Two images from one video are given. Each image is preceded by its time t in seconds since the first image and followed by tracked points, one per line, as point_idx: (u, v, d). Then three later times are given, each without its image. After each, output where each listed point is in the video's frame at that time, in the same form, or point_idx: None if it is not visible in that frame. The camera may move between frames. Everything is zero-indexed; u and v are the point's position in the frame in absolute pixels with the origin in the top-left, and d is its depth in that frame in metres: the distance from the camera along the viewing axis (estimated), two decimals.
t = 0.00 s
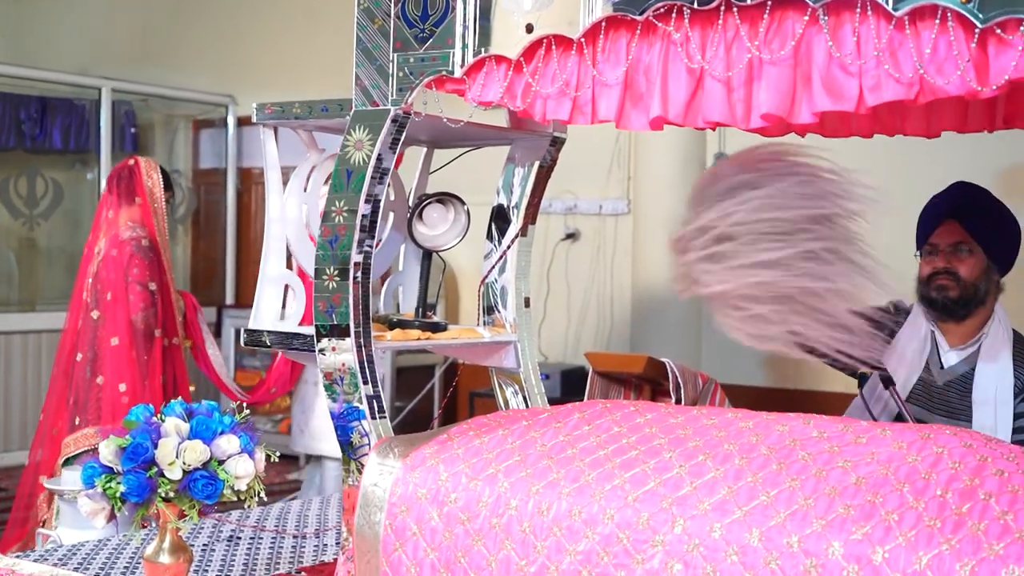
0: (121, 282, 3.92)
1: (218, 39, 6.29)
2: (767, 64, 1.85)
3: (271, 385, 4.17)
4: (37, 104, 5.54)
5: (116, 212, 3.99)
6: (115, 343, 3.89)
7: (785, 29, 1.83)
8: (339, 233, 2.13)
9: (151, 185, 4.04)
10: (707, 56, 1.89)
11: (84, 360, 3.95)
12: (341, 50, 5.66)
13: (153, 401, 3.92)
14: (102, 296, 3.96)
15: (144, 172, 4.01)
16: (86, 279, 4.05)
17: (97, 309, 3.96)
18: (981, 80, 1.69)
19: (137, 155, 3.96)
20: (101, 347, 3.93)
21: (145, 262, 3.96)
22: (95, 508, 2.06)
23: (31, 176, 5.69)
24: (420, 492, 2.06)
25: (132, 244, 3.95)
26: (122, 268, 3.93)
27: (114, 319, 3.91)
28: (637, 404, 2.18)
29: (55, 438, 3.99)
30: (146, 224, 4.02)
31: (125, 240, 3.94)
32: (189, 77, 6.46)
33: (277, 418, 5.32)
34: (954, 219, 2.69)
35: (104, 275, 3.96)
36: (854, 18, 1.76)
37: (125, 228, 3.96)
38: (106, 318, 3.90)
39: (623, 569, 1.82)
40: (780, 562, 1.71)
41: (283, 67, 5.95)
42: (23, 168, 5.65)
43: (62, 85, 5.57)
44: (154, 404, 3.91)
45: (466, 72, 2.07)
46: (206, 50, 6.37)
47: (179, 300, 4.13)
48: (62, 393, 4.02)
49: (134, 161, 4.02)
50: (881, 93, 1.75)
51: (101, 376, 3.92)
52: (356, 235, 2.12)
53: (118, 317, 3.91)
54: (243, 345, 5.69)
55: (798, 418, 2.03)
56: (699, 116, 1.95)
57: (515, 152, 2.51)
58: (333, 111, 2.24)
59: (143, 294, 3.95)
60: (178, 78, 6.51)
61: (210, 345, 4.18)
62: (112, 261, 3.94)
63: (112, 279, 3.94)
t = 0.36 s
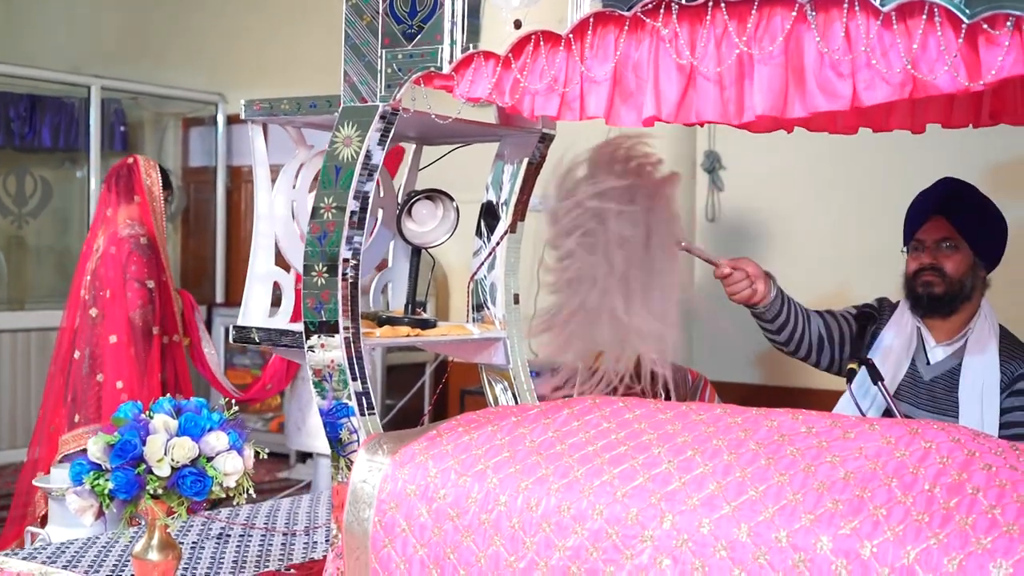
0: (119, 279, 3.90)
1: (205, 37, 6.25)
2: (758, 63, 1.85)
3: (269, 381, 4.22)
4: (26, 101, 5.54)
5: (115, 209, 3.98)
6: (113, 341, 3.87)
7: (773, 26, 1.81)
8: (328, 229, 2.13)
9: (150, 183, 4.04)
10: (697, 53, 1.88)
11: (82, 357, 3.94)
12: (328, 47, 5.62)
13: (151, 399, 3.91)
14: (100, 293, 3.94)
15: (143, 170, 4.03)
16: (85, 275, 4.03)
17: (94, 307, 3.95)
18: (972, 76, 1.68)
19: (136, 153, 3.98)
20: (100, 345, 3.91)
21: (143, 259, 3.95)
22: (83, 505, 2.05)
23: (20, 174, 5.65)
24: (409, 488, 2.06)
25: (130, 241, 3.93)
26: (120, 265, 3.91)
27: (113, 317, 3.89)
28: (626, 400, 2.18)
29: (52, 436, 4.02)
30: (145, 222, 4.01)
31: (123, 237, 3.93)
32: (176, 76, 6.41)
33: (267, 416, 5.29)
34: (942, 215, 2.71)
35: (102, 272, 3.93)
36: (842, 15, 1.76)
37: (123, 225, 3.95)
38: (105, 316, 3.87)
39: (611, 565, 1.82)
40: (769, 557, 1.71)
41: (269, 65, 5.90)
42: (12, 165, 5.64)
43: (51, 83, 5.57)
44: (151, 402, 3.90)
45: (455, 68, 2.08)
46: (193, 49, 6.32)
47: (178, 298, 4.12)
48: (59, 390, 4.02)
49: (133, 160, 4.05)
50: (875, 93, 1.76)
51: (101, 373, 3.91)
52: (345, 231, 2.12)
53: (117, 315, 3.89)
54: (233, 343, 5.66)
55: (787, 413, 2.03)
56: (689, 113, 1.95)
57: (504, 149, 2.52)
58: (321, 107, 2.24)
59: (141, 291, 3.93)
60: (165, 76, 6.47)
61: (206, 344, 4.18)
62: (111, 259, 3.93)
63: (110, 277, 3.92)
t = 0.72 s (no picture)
0: (123, 280, 3.92)
1: (194, 36, 6.23)
2: (751, 62, 1.85)
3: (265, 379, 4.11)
4: (15, 100, 5.52)
5: (117, 210, 3.97)
6: (117, 342, 3.88)
7: (761, 23, 1.81)
8: (317, 227, 2.13)
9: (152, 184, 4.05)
10: (689, 51, 1.88)
11: (86, 358, 3.94)
12: (318, 45, 5.61)
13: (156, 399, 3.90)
14: (104, 294, 3.95)
15: (145, 172, 4.03)
16: (86, 276, 4.03)
17: (98, 307, 3.96)
18: (959, 72, 1.69)
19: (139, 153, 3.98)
20: (104, 344, 3.94)
21: (147, 260, 3.96)
22: (71, 504, 2.04)
23: (10, 174, 5.61)
24: (398, 486, 2.06)
25: (134, 242, 3.93)
26: (123, 265, 3.92)
27: (116, 318, 3.91)
28: (615, 397, 2.17)
29: (51, 436, 3.96)
30: (147, 222, 3.99)
31: (127, 238, 3.93)
32: (165, 75, 6.40)
33: (257, 416, 5.31)
34: (924, 212, 2.71)
35: (105, 272, 3.95)
36: (829, 11, 1.76)
37: (127, 226, 3.94)
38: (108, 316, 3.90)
39: (600, 562, 1.82)
40: (757, 554, 1.71)
41: (259, 65, 5.89)
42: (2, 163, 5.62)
43: (39, 82, 5.56)
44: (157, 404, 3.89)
45: (444, 65, 2.08)
46: (182, 49, 6.30)
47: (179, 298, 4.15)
48: (58, 388, 4.00)
49: (136, 160, 4.04)
50: (861, 90, 1.76)
51: (106, 373, 3.93)
52: (334, 228, 2.12)
53: (120, 316, 3.90)
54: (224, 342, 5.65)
55: (774, 410, 2.03)
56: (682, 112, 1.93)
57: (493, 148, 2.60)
58: (309, 104, 2.25)
59: (144, 292, 3.94)
60: (154, 76, 6.45)
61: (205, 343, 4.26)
62: (115, 259, 3.93)
63: (114, 277, 3.93)
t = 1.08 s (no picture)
0: (133, 283, 3.89)
1: (184, 36, 6.22)
2: (732, 58, 1.84)
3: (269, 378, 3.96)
4: (3, 99, 5.48)
5: (125, 212, 3.96)
6: (125, 345, 3.86)
7: (749, 21, 1.82)
8: (305, 226, 2.13)
9: (160, 187, 4.06)
10: (674, 49, 1.87)
11: (93, 360, 3.90)
12: (309, 44, 5.60)
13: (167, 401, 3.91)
14: (113, 297, 3.91)
15: (153, 174, 4.04)
16: (92, 279, 3.99)
17: (106, 310, 3.92)
18: (943, 71, 1.69)
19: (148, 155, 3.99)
20: (112, 348, 3.89)
21: (156, 264, 3.95)
22: (58, 504, 2.03)
23: None
24: (385, 485, 2.06)
25: (143, 245, 3.94)
26: (134, 270, 3.89)
27: (125, 322, 3.88)
28: (602, 397, 2.18)
29: (53, 436, 3.90)
30: (156, 225, 4.02)
31: (136, 241, 3.93)
32: (155, 75, 6.38)
33: (246, 417, 5.31)
34: (908, 213, 2.72)
35: (114, 276, 3.91)
36: (816, 10, 1.76)
37: (135, 229, 3.95)
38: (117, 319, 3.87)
39: (587, 561, 1.82)
40: (744, 553, 1.71)
41: (250, 65, 5.88)
42: None
43: (26, 81, 5.53)
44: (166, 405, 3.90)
45: (432, 64, 2.08)
46: (172, 49, 6.29)
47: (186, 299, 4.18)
48: (62, 391, 3.94)
49: (144, 163, 4.05)
50: (843, 84, 1.74)
51: (112, 377, 3.88)
52: (322, 227, 2.12)
53: (129, 320, 3.88)
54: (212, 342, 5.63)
55: (762, 409, 2.03)
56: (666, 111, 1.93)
57: (481, 147, 2.58)
58: (297, 103, 2.26)
59: (154, 295, 3.94)
60: (143, 76, 6.44)
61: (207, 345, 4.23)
62: (124, 263, 3.90)
63: (123, 281, 3.90)
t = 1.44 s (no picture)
0: (140, 286, 3.87)
1: (172, 39, 6.21)
2: (715, 58, 1.85)
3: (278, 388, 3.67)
4: None
5: (134, 214, 3.95)
6: (133, 348, 3.83)
7: (734, 24, 1.83)
8: (290, 228, 2.13)
9: (168, 189, 4.01)
10: (657, 50, 1.88)
11: (99, 361, 3.91)
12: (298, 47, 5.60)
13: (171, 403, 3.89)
14: (121, 299, 3.90)
15: (161, 175, 4.00)
16: (100, 280, 3.99)
17: (112, 312, 3.92)
18: (926, 75, 1.70)
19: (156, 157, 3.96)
20: (119, 349, 3.88)
21: (165, 267, 3.92)
22: (41, 507, 2.02)
23: None
24: (371, 488, 2.05)
25: (151, 248, 3.91)
26: (141, 272, 3.88)
27: (132, 324, 3.87)
28: (588, 400, 2.18)
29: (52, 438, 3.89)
30: (163, 227, 3.97)
31: (144, 243, 3.90)
32: (143, 77, 6.37)
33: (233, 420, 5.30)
34: (892, 216, 2.73)
35: (122, 278, 3.90)
36: (802, 13, 1.77)
37: (143, 231, 3.92)
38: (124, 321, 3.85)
39: (573, 564, 1.82)
40: (729, 556, 1.71)
41: (239, 69, 5.88)
42: None
43: (14, 82, 5.46)
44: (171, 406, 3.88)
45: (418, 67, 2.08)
46: (160, 52, 6.28)
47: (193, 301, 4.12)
48: (65, 396, 3.93)
49: (152, 164, 4.02)
50: (826, 85, 1.75)
51: (118, 378, 3.87)
52: (308, 230, 2.12)
53: (136, 322, 3.86)
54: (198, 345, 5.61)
55: (747, 412, 2.04)
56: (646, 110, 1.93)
57: (468, 150, 2.58)
58: (284, 106, 2.28)
59: (163, 298, 3.91)
60: (130, 78, 6.42)
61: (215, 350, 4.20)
62: (131, 265, 3.89)
63: (130, 283, 3.88)
